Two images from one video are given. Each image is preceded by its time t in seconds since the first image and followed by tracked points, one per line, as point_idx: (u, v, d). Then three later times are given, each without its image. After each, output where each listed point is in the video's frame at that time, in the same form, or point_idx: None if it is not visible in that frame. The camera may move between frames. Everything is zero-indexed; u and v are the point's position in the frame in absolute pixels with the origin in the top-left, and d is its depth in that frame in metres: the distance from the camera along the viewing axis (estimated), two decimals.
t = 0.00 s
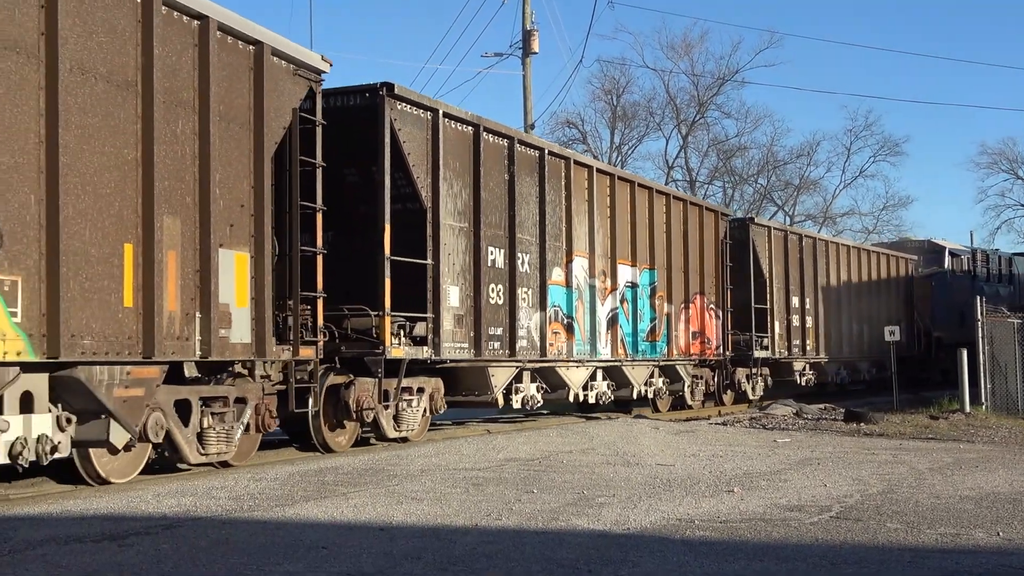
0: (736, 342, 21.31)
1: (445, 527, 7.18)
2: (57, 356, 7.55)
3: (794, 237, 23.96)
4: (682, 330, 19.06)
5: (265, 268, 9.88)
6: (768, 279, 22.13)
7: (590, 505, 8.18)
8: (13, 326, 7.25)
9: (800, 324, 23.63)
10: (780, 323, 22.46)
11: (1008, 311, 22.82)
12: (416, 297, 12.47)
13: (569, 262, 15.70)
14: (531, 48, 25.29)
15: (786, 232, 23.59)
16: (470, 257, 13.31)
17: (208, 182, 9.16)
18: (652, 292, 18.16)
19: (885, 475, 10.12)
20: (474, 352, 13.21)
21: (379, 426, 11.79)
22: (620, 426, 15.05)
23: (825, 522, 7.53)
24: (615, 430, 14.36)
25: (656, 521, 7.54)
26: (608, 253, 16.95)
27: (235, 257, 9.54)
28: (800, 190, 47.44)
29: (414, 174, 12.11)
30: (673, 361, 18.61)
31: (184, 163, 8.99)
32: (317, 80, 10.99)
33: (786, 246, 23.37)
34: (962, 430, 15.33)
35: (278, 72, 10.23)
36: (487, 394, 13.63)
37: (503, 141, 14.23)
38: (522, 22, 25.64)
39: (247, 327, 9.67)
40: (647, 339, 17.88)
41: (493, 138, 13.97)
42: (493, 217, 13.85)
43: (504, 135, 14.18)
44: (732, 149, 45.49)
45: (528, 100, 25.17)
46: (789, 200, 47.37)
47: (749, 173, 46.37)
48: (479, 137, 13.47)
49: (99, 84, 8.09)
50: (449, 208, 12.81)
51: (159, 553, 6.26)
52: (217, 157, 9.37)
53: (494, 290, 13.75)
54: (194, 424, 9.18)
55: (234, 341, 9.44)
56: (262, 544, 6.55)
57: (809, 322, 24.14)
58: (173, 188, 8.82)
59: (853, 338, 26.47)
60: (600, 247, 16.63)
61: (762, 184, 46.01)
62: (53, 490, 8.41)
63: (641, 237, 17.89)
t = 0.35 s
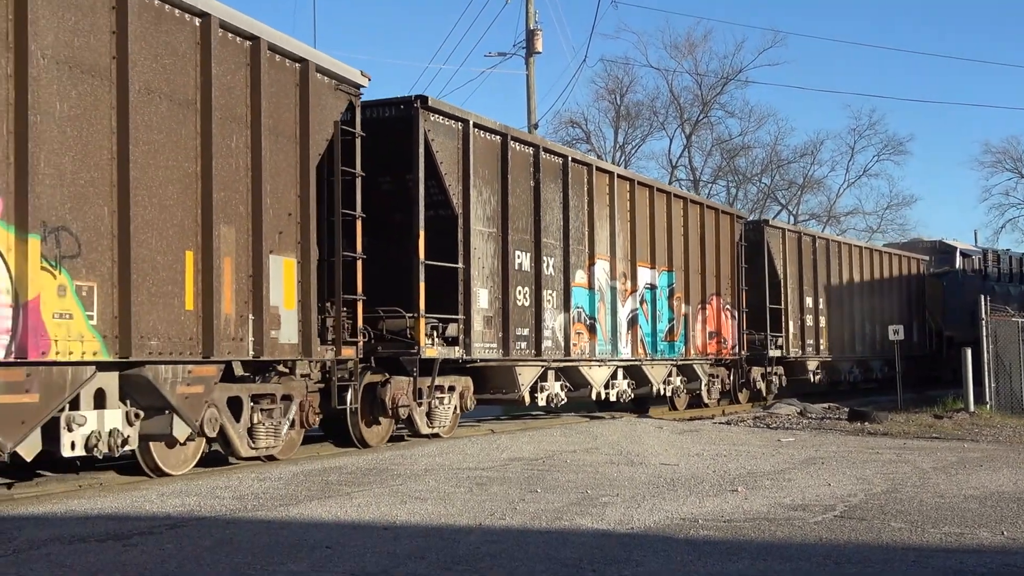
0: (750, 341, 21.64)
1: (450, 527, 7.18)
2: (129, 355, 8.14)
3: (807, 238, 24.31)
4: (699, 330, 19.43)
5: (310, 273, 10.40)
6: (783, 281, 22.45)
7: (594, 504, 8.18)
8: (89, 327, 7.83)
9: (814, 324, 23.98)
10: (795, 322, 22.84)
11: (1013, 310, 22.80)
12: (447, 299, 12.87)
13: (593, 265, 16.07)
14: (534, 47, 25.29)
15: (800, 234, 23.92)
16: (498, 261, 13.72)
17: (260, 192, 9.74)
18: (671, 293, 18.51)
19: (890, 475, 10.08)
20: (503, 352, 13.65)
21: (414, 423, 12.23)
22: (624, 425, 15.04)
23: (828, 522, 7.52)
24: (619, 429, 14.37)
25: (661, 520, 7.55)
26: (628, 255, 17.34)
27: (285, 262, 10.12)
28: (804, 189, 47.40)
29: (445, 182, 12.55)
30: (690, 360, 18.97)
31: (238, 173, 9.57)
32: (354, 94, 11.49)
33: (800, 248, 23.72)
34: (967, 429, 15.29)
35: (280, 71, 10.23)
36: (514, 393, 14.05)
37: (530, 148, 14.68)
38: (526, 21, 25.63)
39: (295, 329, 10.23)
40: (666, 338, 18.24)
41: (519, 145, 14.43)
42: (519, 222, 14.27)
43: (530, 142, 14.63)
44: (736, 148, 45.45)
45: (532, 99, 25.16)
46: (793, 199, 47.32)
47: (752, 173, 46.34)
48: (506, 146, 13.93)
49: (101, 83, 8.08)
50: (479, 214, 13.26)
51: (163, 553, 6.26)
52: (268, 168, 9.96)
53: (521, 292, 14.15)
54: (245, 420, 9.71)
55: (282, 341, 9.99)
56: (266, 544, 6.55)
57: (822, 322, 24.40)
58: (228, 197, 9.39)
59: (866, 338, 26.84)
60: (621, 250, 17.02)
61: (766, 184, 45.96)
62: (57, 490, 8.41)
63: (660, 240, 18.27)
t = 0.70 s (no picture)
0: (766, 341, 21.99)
1: (454, 526, 7.18)
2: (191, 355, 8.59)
3: (821, 240, 24.69)
4: (716, 331, 19.83)
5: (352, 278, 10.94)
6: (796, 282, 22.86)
7: (598, 504, 8.17)
8: (157, 330, 8.30)
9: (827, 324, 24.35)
10: (810, 323, 23.20)
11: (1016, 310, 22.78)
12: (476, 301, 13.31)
13: (614, 268, 16.54)
14: (538, 47, 25.27)
15: (815, 236, 24.26)
16: (525, 264, 14.18)
17: (307, 200, 10.26)
18: (689, 295, 18.92)
19: (894, 475, 10.06)
20: (531, 352, 14.10)
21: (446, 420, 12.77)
22: (628, 425, 15.01)
23: (833, 522, 7.51)
24: (623, 429, 14.37)
25: (665, 520, 7.55)
26: (647, 258, 17.80)
27: (328, 266, 10.65)
28: (808, 188, 47.38)
29: (476, 188, 13.01)
30: (707, 360, 19.37)
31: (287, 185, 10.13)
32: (392, 105, 12.01)
33: (814, 249, 24.08)
34: (971, 429, 15.28)
35: (285, 70, 10.23)
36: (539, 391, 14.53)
37: (552, 156, 15.16)
38: (530, 21, 25.61)
39: (338, 330, 10.77)
40: (684, 339, 18.64)
41: (545, 153, 14.92)
42: (544, 227, 14.75)
43: (555, 149, 15.13)
44: (740, 148, 45.41)
45: (535, 99, 25.14)
46: (797, 199, 47.27)
47: (756, 173, 46.31)
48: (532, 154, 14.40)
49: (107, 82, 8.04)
50: (507, 220, 13.70)
51: (167, 552, 6.25)
52: (314, 177, 10.49)
53: (546, 294, 14.62)
54: (291, 416, 10.26)
55: (327, 342, 10.53)
56: (271, 544, 6.53)
57: (834, 322, 24.67)
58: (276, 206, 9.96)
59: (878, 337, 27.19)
60: (640, 253, 17.47)
61: (770, 183, 45.94)
62: (61, 490, 8.39)
63: (677, 243, 18.71)
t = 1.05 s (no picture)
0: (780, 340, 22.40)
1: (457, 526, 7.18)
2: (245, 355, 9.32)
3: (835, 242, 25.11)
4: (733, 331, 20.31)
5: (390, 283, 11.69)
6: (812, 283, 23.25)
7: (601, 504, 8.16)
8: (216, 332, 9.01)
9: (840, 323, 24.74)
10: (823, 323, 23.59)
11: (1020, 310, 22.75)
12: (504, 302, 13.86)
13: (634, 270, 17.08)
14: (542, 46, 25.27)
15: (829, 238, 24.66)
16: (551, 267, 14.78)
17: (349, 209, 11.02)
18: (707, 296, 19.43)
19: (899, 475, 10.04)
20: (555, 351, 14.66)
21: (475, 418, 13.33)
22: (632, 425, 15.00)
23: (837, 522, 7.50)
24: (627, 429, 14.36)
25: (669, 520, 7.54)
26: (666, 260, 18.33)
27: (367, 271, 11.40)
28: (812, 188, 47.36)
29: (505, 195, 13.64)
30: (724, 360, 19.83)
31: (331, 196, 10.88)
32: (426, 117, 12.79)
33: (828, 251, 24.47)
34: (976, 429, 15.21)
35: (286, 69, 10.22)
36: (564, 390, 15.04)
37: (577, 163, 15.80)
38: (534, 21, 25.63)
39: (376, 331, 11.47)
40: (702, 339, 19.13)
41: (570, 159, 15.54)
42: (569, 232, 15.32)
43: (579, 156, 15.76)
44: (744, 148, 45.39)
45: (540, 99, 25.14)
46: (801, 199, 47.24)
47: (760, 173, 46.29)
48: (558, 161, 15.02)
49: (109, 81, 8.04)
50: (534, 224, 14.32)
51: (170, 552, 6.25)
52: (355, 187, 11.27)
53: (571, 296, 15.20)
54: (332, 412, 10.97)
55: (367, 343, 11.25)
56: (277, 544, 6.52)
57: (846, 322, 25.03)
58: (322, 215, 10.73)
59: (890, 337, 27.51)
60: (660, 256, 17.98)
61: (774, 183, 45.91)
62: (65, 490, 8.39)
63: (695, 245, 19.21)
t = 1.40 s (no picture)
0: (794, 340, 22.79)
1: (462, 526, 7.18)
2: (294, 354, 9.89)
3: (849, 243, 25.57)
4: (748, 331, 20.80)
5: (424, 286, 12.22)
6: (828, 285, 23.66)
7: (605, 504, 8.16)
8: (267, 333, 9.61)
9: (854, 324, 25.17)
10: (837, 323, 24.02)
11: None
12: (532, 304, 14.25)
13: (655, 272, 17.59)
14: (546, 46, 25.26)
15: (842, 240, 25.11)
16: (576, 270, 15.18)
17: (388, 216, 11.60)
18: (723, 297, 19.92)
19: (903, 475, 10.02)
20: (580, 352, 15.06)
21: (503, 417, 13.69)
22: (636, 425, 15.00)
23: (841, 522, 7.49)
24: (631, 428, 14.35)
25: (673, 520, 7.54)
26: (685, 263, 18.79)
27: (404, 275, 11.98)
28: (816, 187, 47.34)
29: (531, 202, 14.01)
30: (740, 359, 20.30)
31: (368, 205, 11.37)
32: (457, 127, 13.41)
33: (842, 253, 24.90)
34: (980, 429, 15.19)
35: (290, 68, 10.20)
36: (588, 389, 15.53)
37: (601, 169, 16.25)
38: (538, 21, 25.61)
39: (412, 332, 12.05)
40: (719, 339, 19.61)
41: (593, 166, 15.97)
42: (592, 236, 15.73)
43: (602, 163, 16.18)
44: (748, 148, 45.39)
45: (544, 99, 25.13)
46: (805, 198, 47.22)
47: (764, 172, 46.29)
48: (582, 168, 15.41)
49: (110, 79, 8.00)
50: (560, 230, 14.71)
51: (175, 552, 6.25)
52: (394, 196, 11.87)
53: (595, 299, 15.63)
54: (370, 409, 11.53)
55: (405, 344, 11.80)
56: (280, 544, 6.53)
57: (860, 322, 25.40)
58: (359, 223, 11.18)
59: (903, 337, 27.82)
60: (679, 259, 18.47)
61: (778, 183, 45.92)
62: (70, 490, 8.41)
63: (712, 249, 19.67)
